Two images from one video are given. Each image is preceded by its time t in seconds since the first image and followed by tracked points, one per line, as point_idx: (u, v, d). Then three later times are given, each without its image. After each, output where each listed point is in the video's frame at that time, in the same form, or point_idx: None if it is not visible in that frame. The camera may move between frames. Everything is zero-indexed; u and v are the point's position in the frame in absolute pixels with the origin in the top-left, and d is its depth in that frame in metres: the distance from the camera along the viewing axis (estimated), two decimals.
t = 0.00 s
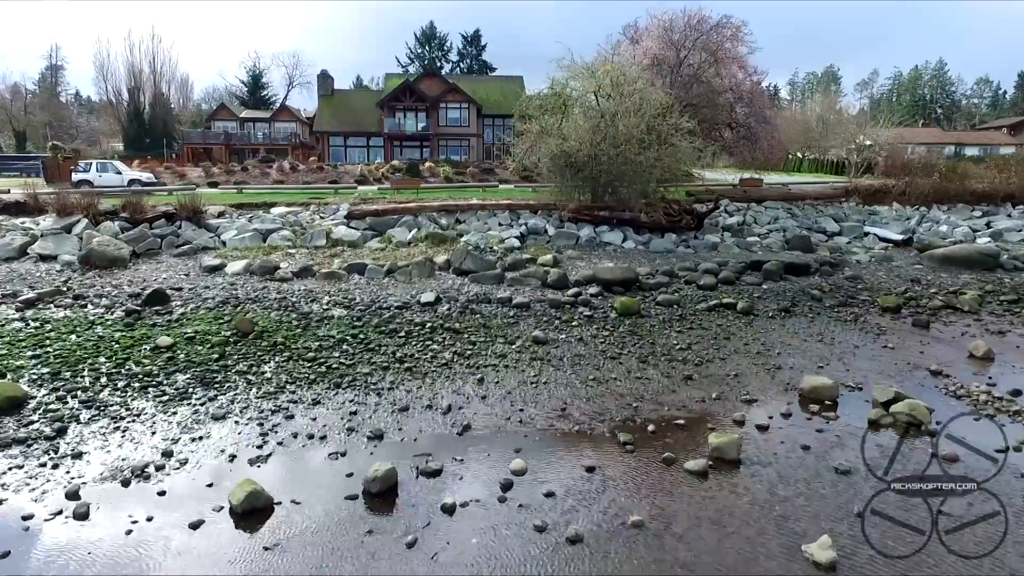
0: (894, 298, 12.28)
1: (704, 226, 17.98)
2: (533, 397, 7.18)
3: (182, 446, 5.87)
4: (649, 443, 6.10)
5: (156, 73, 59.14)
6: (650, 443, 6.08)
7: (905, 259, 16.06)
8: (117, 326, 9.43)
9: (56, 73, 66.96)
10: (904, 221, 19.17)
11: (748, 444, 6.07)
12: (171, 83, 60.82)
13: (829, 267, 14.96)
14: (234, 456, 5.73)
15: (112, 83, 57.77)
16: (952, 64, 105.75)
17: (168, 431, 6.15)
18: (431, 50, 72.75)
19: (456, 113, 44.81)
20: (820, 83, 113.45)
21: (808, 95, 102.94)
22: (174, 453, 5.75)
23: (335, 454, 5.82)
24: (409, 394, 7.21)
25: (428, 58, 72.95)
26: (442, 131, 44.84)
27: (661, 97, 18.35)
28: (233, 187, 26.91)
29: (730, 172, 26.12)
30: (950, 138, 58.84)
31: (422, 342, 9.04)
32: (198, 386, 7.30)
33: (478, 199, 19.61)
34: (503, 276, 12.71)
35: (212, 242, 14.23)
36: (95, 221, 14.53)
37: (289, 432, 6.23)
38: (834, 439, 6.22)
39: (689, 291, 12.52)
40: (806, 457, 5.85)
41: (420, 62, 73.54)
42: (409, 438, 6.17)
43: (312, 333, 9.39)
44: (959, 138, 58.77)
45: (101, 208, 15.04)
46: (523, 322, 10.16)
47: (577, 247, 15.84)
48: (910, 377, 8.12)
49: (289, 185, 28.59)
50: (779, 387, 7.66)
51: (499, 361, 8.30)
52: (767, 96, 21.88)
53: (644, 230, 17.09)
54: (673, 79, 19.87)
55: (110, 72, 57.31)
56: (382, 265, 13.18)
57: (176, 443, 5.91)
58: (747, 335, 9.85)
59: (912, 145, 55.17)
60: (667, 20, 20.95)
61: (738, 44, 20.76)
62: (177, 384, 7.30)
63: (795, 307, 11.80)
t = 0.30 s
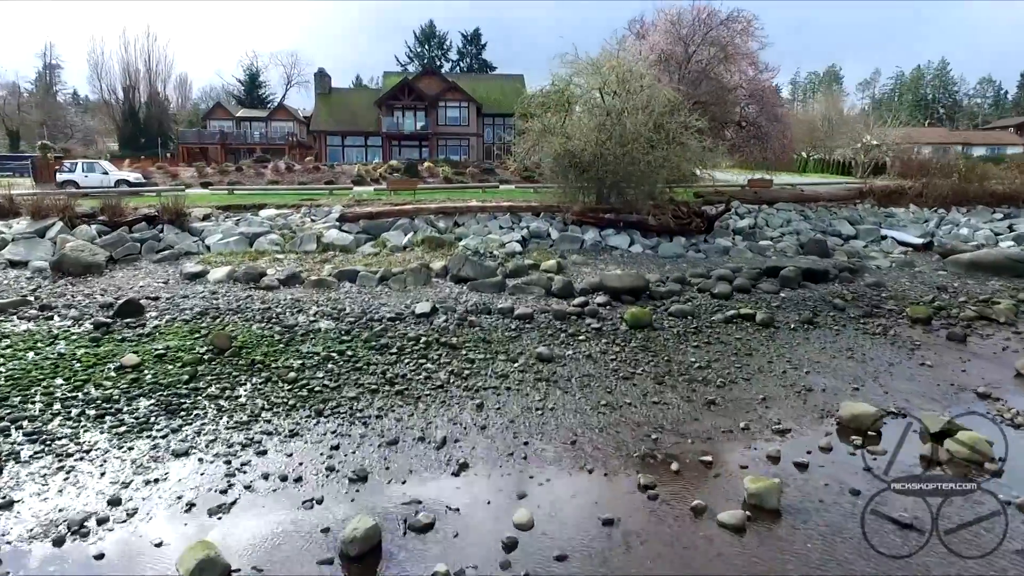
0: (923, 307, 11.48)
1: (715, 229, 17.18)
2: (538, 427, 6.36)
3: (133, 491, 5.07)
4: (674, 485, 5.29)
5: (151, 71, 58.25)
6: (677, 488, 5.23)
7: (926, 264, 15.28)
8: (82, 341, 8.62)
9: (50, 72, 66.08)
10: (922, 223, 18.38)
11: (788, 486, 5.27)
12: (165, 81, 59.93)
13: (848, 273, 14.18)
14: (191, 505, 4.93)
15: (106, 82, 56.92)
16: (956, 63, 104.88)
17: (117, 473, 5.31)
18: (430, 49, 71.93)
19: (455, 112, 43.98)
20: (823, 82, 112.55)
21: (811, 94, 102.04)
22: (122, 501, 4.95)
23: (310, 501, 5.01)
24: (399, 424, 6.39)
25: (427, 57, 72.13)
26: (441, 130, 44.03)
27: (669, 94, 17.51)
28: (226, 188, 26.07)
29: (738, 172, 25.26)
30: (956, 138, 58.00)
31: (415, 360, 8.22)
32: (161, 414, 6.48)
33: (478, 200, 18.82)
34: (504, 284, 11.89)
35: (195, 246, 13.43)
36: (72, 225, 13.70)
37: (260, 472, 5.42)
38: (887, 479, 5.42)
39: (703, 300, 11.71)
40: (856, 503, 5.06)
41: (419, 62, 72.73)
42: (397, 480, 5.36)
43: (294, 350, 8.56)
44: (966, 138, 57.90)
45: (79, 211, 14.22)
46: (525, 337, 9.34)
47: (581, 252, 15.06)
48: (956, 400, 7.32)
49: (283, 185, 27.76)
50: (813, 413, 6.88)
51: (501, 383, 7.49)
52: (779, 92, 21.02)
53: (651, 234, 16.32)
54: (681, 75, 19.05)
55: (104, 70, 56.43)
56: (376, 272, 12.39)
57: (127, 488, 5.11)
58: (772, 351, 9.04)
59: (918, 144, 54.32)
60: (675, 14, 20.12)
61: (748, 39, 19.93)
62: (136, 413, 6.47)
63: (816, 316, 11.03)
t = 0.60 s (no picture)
0: (957, 317, 10.67)
1: (726, 231, 16.37)
2: (547, 463, 5.57)
3: (68, 551, 4.31)
4: (709, 539, 4.49)
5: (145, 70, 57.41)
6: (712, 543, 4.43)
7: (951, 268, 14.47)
8: (40, 359, 7.80)
9: (44, 70, 65.23)
10: (942, 225, 17.57)
11: (844, 541, 4.49)
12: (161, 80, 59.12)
13: (870, 279, 13.36)
14: (133, 570, 4.14)
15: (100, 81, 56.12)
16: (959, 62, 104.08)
17: (50, 530, 4.51)
18: (429, 48, 71.09)
19: (454, 110, 43.21)
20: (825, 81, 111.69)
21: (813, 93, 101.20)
22: (52, 565, 4.17)
23: (277, 564, 4.21)
24: (388, 460, 5.59)
25: (425, 56, 71.34)
26: (440, 129, 43.24)
27: (678, 89, 16.68)
28: (217, 189, 25.23)
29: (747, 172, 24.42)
30: (962, 138, 57.22)
31: (408, 380, 7.42)
32: (116, 447, 5.70)
33: (478, 202, 18.03)
34: (506, 292, 11.11)
35: (176, 251, 12.61)
36: (46, 228, 12.90)
37: (223, 522, 4.64)
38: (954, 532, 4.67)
39: (718, 309, 10.94)
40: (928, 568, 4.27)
41: (418, 60, 71.90)
42: (381, 534, 4.56)
43: (275, 368, 7.75)
44: (972, 137, 57.09)
45: (54, 213, 13.41)
46: (530, 353, 8.55)
47: (587, 257, 14.28)
48: (1016, 429, 6.51)
49: (277, 185, 26.94)
50: (856, 443, 6.11)
51: (503, 409, 6.70)
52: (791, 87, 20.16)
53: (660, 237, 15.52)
54: (690, 70, 18.24)
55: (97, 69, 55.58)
56: (368, 278, 11.58)
57: (61, 546, 4.35)
58: (798, 368, 8.27)
59: (925, 144, 53.52)
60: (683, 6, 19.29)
61: (759, 32, 19.11)
62: (84, 448, 5.65)
63: (842, 327, 10.23)
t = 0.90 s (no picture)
0: (996, 328, 9.89)
1: (739, 233, 15.59)
2: (560, 511, 4.80)
3: None
4: None
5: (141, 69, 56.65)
6: None
7: (978, 274, 13.68)
8: None
9: (39, 69, 64.46)
10: (965, 228, 16.77)
11: None
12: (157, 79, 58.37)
13: (895, 285, 12.57)
14: None
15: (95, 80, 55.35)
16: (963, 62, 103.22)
17: None
18: (428, 46, 70.28)
19: (452, 109, 42.54)
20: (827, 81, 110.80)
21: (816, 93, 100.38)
22: None
23: None
24: (374, 507, 4.82)
25: (425, 55, 70.51)
26: (439, 128, 42.51)
27: (689, 84, 15.87)
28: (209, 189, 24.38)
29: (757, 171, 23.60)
30: (970, 138, 56.35)
31: (401, 405, 6.62)
32: (60, 489, 4.92)
33: (478, 202, 17.26)
34: (509, 300, 10.32)
35: (156, 256, 11.82)
36: (18, 231, 12.12)
37: None
38: None
39: (738, 319, 10.14)
40: None
41: (417, 58, 71.10)
42: None
43: (252, 390, 6.95)
44: (980, 137, 56.21)
45: (28, 215, 12.64)
46: (536, 371, 7.76)
47: (593, 261, 13.52)
48: None
49: (271, 185, 26.13)
50: (912, 481, 5.33)
51: (507, 440, 5.93)
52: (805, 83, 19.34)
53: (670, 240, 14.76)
54: (700, 65, 17.43)
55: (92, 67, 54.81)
56: (361, 285, 10.79)
57: None
58: (833, 387, 7.50)
59: (931, 143, 52.75)
60: None
61: (771, 26, 18.32)
62: (21, 492, 4.86)
63: (873, 340, 9.45)
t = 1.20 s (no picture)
0: None
1: (754, 236, 14.82)
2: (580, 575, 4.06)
3: None
4: None
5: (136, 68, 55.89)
6: None
7: (1009, 279, 12.93)
8: None
9: (33, 68, 63.69)
10: (990, 230, 15.99)
11: None
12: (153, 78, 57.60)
13: (923, 292, 11.81)
14: None
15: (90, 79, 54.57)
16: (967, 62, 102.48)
17: None
18: (428, 45, 69.49)
19: (452, 108, 41.79)
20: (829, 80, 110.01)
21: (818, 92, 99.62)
22: None
23: None
24: (359, 571, 4.10)
25: (424, 54, 69.72)
26: (438, 127, 41.78)
27: (701, 78, 15.08)
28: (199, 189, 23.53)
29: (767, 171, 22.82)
30: (976, 138, 55.58)
31: (393, 434, 5.84)
32: None
33: (478, 204, 16.49)
34: (513, 309, 9.55)
35: (134, 261, 11.04)
36: None
37: None
38: None
39: (760, 330, 9.39)
40: None
41: (417, 57, 70.30)
42: None
43: (227, 417, 6.16)
44: (986, 137, 55.48)
45: None
46: (544, 392, 6.98)
47: (601, 266, 12.76)
48: None
49: (265, 185, 25.32)
50: (986, 531, 4.57)
51: (515, 479, 5.17)
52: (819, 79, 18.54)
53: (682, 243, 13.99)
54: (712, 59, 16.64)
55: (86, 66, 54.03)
56: (353, 293, 10.01)
57: None
58: (876, 410, 6.73)
59: (938, 143, 51.95)
60: None
61: (785, 19, 17.53)
62: None
63: (909, 353, 8.70)
